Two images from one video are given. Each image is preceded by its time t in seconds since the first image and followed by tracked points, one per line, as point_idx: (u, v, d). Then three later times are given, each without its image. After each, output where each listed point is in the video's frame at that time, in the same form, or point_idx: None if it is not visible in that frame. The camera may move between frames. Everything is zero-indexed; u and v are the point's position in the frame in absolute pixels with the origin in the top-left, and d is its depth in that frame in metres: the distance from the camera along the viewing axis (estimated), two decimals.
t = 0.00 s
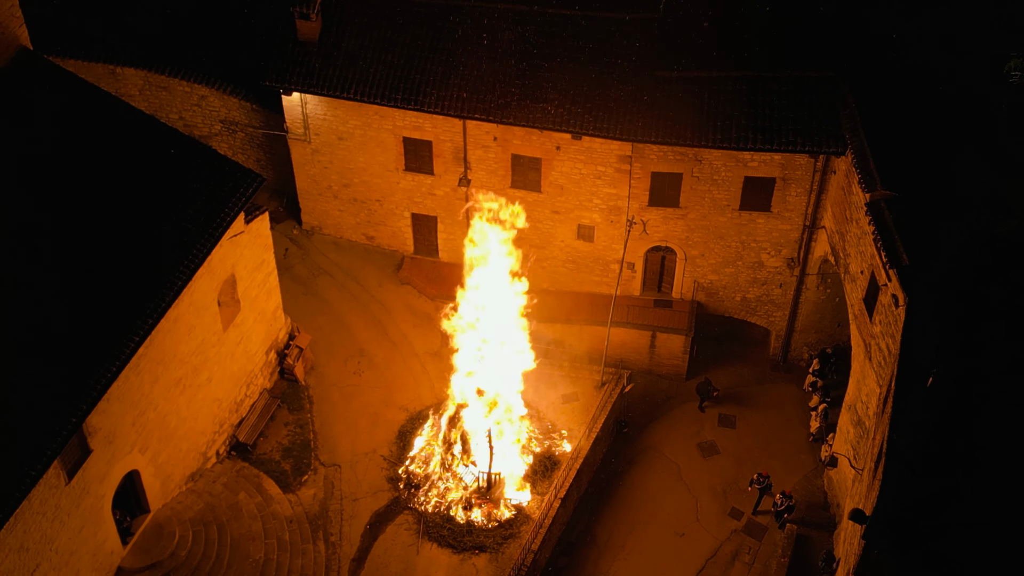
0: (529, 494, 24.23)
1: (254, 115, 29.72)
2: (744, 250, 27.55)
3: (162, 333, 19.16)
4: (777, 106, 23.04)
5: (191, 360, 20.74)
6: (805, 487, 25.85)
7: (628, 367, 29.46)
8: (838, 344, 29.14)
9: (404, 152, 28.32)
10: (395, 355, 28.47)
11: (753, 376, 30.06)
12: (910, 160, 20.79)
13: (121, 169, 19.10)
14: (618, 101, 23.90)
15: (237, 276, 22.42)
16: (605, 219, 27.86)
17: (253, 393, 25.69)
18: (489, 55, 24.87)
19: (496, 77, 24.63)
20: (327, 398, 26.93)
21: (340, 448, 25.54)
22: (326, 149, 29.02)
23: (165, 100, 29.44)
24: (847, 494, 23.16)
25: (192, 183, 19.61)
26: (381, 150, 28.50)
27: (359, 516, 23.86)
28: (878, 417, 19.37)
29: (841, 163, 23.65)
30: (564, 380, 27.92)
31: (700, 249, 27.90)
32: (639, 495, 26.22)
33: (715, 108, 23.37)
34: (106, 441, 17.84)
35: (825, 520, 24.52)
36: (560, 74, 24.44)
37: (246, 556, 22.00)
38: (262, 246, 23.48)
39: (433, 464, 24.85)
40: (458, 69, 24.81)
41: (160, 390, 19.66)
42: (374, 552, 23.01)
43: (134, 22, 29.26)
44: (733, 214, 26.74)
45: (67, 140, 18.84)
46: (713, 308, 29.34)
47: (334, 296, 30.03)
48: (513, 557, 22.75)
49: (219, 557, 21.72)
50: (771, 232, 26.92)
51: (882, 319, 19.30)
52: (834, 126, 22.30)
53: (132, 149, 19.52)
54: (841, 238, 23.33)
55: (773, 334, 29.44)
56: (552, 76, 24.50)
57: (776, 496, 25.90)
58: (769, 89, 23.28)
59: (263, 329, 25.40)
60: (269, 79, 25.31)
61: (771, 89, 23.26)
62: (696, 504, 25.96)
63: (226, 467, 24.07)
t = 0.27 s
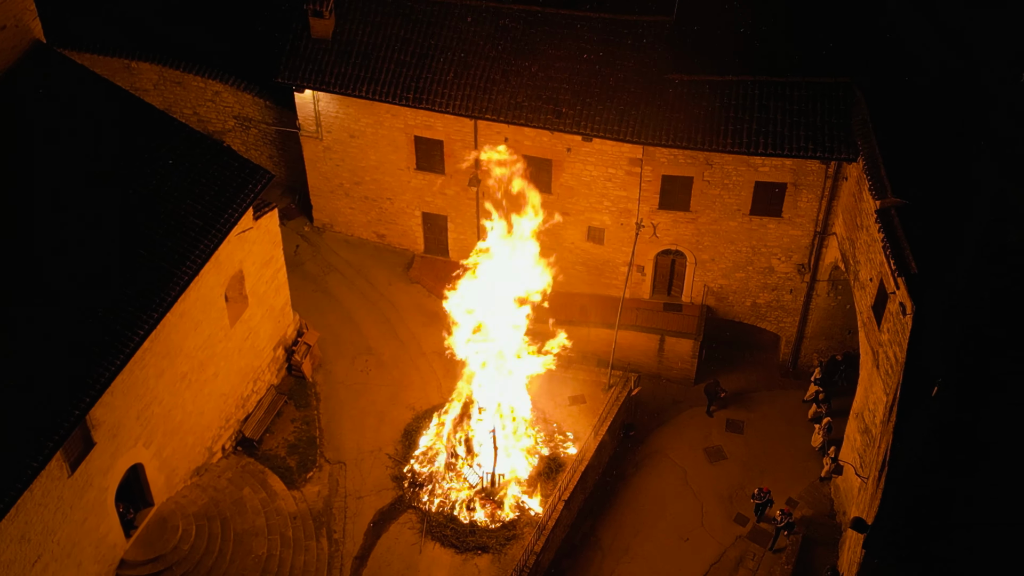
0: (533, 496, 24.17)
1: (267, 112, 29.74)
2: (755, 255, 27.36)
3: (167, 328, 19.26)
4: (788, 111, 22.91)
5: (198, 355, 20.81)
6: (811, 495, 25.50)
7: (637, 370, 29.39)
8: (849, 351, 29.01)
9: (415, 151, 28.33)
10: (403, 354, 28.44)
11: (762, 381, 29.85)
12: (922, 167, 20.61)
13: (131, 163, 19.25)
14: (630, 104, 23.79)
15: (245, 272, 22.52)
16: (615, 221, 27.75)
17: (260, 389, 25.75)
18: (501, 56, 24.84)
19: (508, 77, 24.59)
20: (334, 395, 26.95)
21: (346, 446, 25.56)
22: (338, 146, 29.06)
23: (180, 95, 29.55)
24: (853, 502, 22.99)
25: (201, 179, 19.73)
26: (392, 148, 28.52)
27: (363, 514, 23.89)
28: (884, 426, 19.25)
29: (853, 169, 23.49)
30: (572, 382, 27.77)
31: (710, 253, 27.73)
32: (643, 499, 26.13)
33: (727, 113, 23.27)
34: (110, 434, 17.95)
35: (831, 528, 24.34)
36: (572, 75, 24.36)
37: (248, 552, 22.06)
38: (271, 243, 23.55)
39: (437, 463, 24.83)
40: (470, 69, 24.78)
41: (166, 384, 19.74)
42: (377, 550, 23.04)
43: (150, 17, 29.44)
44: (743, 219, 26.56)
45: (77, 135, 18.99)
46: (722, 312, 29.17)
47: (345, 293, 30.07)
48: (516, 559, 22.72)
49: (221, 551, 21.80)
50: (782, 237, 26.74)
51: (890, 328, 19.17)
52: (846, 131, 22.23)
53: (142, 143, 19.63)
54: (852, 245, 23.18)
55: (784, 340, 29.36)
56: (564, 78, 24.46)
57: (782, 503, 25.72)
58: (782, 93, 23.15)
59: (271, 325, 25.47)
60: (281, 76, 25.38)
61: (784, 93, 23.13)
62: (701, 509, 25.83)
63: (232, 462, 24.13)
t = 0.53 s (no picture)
0: (536, 497, 24.13)
1: (280, 108, 29.66)
2: (764, 260, 27.15)
3: (172, 323, 19.37)
4: (799, 116, 22.66)
5: (203, 350, 20.88)
6: (817, 502, 25.42)
7: (646, 374, 29.29)
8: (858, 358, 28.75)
9: (425, 150, 28.33)
10: (411, 353, 28.39)
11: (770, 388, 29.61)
12: (934, 175, 20.40)
13: (141, 159, 19.43)
14: (642, 107, 23.60)
15: (252, 268, 22.62)
16: (625, 224, 27.58)
17: (266, 385, 25.79)
18: (513, 56, 24.74)
19: (519, 78, 24.48)
20: (340, 392, 26.94)
21: (351, 443, 25.55)
22: (349, 144, 29.09)
23: (194, 91, 29.67)
24: (858, 511, 22.84)
25: (209, 174, 19.87)
26: (403, 148, 28.51)
27: (367, 512, 23.91)
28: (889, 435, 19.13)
29: (865, 176, 23.31)
30: (579, 383, 27.68)
31: (720, 258, 27.52)
32: (648, 502, 26.04)
33: (737, 117, 23.06)
34: (113, 427, 18.06)
35: (836, 536, 24.17)
36: (583, 77, 24.22)
37: (250, 547, 22.10)
38: (279, 240, 23.63)
39: (442, 463, 24.82)
40: (482, 69, 24.71)
41: (171, 378, 19.83)
42: (379, 549, 23.07)
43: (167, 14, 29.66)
44: (754, 224, 26.35)
45: (87, 133, 19.29)
46: (732, 317, 28.93)
47: (354, 291, 30.06)
48: (517, 560, 22.70)
49: (223, 547, 21.86)
50: (792, 243, 26.51)
51: (898, 336, 19.04)
52: (859, 139, 21.99)
53: (152, 141, 19.84)
54: (862, 252, 23.03)
55: (793, 346, 29.14)
56: (575, 79, 24.28)
57: (787, 510, 25.57)
58: (796, 100, 22.83)
59: (278, 321, 25.50)
60: (293, 73, 25.46)
61: (797, 100, 22.85)
62: (706, 514, 25.70)
63: (237, 457, 24.20)
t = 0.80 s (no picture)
0: (538, 499, 24.10)
1: (291, 106, 29.75)
2: (773, 266, 26.96)
3: (177, 317, 19.45)
4: (809, 122, 22.46)
5: (209, 345, 20.93)
6: (822, 510, 25.28)
7: (655, 380, 28.98)
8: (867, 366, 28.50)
9: (435, 150, 28.27)
10: (417, 351, 28.31)
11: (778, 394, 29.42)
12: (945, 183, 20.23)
13: (150, 154, 19.62)
14: (652, 110, 23.48)
15: (259, 265, 22.68)
16: (634, 227, 27.43)
17: (272, 381, 25.81)
18: (524, 56, 24.67)
19: (530, 79, 24.40)
20: (346, 390, 26.95)
21: (355, 441, 25.56)
22: (360, 142, 29.10)
23: (207, 87, 29.77)
24: (862, 520, 22.69)
25: (217, 171, 20.06)
26: (414, 147, 28.51)
27: (370, 510, 23.94)
28: (893, 444, 19.02)
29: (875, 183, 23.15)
30: (585, 386, 27.48)
31: (729, 263, 27.33)
32: (651, 507, 25.95)
33: (747, 122, 22.88)
34: (116, 421, 18.24)
35: (840, 545, 24.02)
36: (593, 78, 24.10)
37: (252, 543, 22.14)
38: (288, 237, 23.69)
39: (445, 462, 24.77)
40: (493, 70, 24.67)
41: (175, 372, 19.91)
42: (381, 547, 23.10)
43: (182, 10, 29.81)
44: (763, 229, 26.17)
45: (97, 128, 19.51)
46: (740, 322, 28.76)
47: (362, 289, 30.01)
48: (518, 561, 22.69)
49: (225, 542, 21.89)
50: (801, 249, 26.31)
51: (904, 344, 18.94)
52: (868, 145, 21.76)
53: (162, 136, 20.03)
54: (871, 259, 22.90)
55: (801, 352, 28.95)
56: (584, 80, 24.15)
57: (792, 517, 25.43)
58: (805, 105, 22.64)
59: (285, 318, 25.53)
60: (304, 70, 25.52)
61: (807, 105, 22.64)
62: (710, 519, 25.60)
63: (241, 453, 24.24)
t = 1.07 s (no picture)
0: (541, 500, 24.09)
1: (303, 103, 29.83)
2: (782, 271, 26.73)
3: (182, 312, 19.55)
4: (818, 128, 22.33)
5: (214, 341, 21.11)
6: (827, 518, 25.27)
7: (661, 381, 28.87)
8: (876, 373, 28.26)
9: (444, 149, 28.18)
10: (423, 350, 28.26)
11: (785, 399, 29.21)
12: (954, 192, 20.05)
13: (158, 150, 19.94)
14: (660, 113, 23.43)
15: (266, 261, 22.78)
16: (642, 230, 27.25)
17: (278, 377, 25.85)
18: (533, 57, 24.64)
19: (540, 80, 24.43)
20: (352, 387, 26.98)
21: (359, 439, 25.58)
22: (369, 140, 29.05)
23: (219, 83, 29.93)
24: (866, 528, 22.56)
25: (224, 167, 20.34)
26: (423, 146, 28.41)
27: (372, 508, 23.96)
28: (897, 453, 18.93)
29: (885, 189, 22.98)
30: (591, 388, 27.30)
31: (737, 267, 27.11)
32: (654, 510, 25.87)
33: (756, 126, 22.81)
34: (119, 414, 18.35)
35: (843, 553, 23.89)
36: (603, 80, 24.04)
37: (254, 539, 22.19)
38: (294, 233, 23.73)
39: (448, 462, 24.79)
40: (502, 71, 24.70)
41: (180, 367, 20.07)
42: (382, 546, 23.14)
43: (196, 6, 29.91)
44: (771, 235, 25.94)
45: (106, 119, 19.67)
46: (748, 326, 28.57)
47: (370, 287, 30.01)
48: (519, 562, 22.69)
49: (227, 537, 21.95)
50: (810, 255, 26.10)
51: (909, 352, 18.86)
52: (877, 152, 21.78)
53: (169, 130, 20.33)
54: (879, 266, 22.77)
55: (809, 358, 28.70)
56: (593, 84, 24.11)
57: (796, 523, 25.31)
58: (817, 110, 22.47)
59: (292, 314, 25.57)
60: (315, 68, 25.63)
61: (818, 110, 22.48)
62: (713, 524, 25.50)
63: (245, 449, 24.28)
